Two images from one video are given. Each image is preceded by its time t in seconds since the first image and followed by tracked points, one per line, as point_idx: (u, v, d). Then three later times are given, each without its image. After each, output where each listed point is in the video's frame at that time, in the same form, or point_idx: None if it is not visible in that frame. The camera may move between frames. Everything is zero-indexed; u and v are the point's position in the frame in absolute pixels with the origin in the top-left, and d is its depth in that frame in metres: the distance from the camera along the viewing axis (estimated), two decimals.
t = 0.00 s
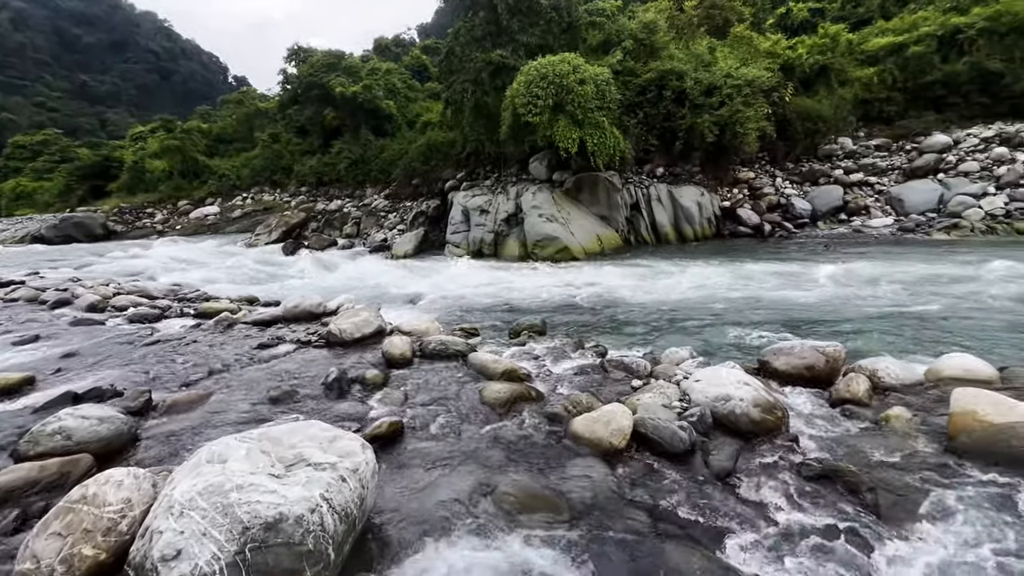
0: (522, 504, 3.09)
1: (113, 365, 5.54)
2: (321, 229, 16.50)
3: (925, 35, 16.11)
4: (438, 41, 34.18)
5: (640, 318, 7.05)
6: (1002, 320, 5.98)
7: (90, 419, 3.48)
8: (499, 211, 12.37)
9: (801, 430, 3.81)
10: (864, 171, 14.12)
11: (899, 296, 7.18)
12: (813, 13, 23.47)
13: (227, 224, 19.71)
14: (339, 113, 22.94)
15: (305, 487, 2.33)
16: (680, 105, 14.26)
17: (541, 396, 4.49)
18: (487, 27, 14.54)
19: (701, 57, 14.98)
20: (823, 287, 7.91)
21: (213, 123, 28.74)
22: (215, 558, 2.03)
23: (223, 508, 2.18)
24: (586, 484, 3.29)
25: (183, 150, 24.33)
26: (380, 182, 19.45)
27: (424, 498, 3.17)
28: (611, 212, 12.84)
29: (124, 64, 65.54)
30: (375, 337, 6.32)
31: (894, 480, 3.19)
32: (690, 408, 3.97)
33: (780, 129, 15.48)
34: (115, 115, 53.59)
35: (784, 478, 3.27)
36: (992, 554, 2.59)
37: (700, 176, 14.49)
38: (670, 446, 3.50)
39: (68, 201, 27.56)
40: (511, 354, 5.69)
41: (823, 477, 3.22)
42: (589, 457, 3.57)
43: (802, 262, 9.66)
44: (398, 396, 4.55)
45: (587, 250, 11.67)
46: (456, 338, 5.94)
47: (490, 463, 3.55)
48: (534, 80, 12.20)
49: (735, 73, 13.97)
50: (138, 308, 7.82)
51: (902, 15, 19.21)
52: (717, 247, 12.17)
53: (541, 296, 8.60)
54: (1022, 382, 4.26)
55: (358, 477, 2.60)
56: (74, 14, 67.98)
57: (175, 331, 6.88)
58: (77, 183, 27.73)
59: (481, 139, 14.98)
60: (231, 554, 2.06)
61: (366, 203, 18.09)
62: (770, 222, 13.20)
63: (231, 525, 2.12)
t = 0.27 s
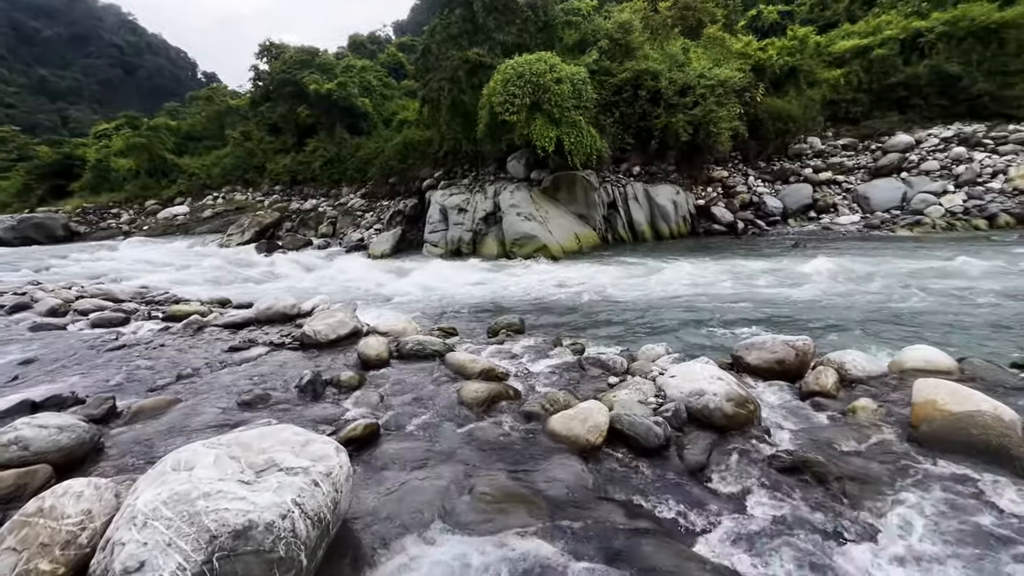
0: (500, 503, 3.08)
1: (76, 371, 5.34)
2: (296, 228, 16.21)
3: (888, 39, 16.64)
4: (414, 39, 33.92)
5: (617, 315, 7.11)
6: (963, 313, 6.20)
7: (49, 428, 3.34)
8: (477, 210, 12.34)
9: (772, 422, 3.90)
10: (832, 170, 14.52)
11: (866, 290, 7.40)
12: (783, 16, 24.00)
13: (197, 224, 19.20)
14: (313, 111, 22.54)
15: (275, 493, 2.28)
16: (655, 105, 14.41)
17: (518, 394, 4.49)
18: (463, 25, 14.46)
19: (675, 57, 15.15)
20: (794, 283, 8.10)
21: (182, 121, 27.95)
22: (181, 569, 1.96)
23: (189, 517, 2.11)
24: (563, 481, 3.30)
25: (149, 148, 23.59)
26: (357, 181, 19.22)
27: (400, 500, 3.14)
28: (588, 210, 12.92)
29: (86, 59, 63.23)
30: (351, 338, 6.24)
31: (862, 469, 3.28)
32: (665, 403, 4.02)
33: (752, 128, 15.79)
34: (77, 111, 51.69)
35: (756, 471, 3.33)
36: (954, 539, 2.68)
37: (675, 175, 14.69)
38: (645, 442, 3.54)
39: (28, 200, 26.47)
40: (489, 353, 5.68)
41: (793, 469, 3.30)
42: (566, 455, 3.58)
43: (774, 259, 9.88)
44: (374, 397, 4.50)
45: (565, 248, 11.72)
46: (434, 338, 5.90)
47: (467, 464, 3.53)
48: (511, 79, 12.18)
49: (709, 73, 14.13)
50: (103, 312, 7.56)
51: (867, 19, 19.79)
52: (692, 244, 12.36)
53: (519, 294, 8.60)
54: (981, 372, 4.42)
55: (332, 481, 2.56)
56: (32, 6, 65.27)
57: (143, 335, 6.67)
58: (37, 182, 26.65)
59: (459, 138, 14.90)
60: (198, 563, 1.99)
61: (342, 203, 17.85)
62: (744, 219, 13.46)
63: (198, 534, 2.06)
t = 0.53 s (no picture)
0: (474, 504, 3.08)
1: (33, 380, 5.12)
2: (268, 229, 15.87)
3: (853, 42, 17.15)
4: (388, 37, 33.54)
5: (594, 314, 7.15)
6: (924, 307, 6.43)
7: (2, 441, 3.20)
8: (454, 210, 12.26)
9: (743, 418, 3.97)
10: (801, 170, 14.90)
11: (833, 287, 7.61)
12: (753, 19, 24.49)
13: (164, 225, 18.63)
14: (285, 109, 22.09)
15: (242, 501, 2.23)
16: (630, 105, 14.52)
17: (494, 395, 4.48)
18: (438, 23, 14.36)
19: (649, 58, 15.30)
20: (764, 280, 8.28)
21: (147, 118, 27.07)
22: None
23: (150, 529, 2.04)
24: (538, 480, 3.31)
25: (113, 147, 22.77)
26: (331, 181, 18.94)
27: (373, 505, 3.10)
28: (565, 209, 12.97)
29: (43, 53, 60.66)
30: (325, 341, 6.13)
31: (827, 461, 3.37)
32: (640, 401, 4.05)
33: (724, 128, 16.08)
34: (35, 107, 49.58)
35: (727, 465, 3.39)
36: (914, 526, 2.78)
37: (649, 175, 14.87)
38: (619, 439, 3.57)
39: None
40: (465, 354, 5.65)
41: (762, 462, 3.37)
42: (541, 454, 3.59)
43: (746, 257, 10.08)
44: (348, 401, 4.44)
45: (542, 247, 11.74)
46: (409, 339, 5.84)
47: (441, 466, 3.51)
48: (486, 78, 12.15)
49: (683, 74, 14.35)
50: (63, 317, 7.28)
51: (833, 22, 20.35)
52: (667, 243, 12.52)
53: (497, 294, 8.59)
54: (940, 364, 4.59)
55: (302, 488, 2.51)
56: None
57: (105, 341, 6.44)
58: None
59: (435, 137, 14.80)
60: None
61: (316, 202, 17.55)
62: (717, 218, 13.70)
63: (159, 547, 1.99)
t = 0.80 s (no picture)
0: (448, 506, 3.05)
1: None
2: (239, 230, 15.50)
3: (819, 46, 17.62)
4: (362, 34, 33.09)
5: (571, 313, 7.18)
6: (888, 303, 6.65)
7: None
8: (430, 209, 12.17)
9: (715, 413, 4.04)
10: (770, 169, 15.26)
11: (801, 284, 7.81)
12: (724, 21, 24.94)
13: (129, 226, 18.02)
14: (255, 106, 21.57)
15: (204, 511, 2.16)
16: (605, 105, 14.63)
17: (470, 395, 4.45)
18: (413, 21, 14.22)
19: (623, 59, 15.45)
20: (735, 278, 8.45)
21: (109, 115, 26.13)
22: None
23: (105, 544, 1.96)
24: (513, 481, 3.31)
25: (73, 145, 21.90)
26: (305, 180, 18.63)
27: (345, 510, 3.05)
28: (542, 209, 13.00)
29: None
30: (297, 343, 6.01)
31: (795, 454, 3.45)
32: (614, 399, 4.08)
33: (697, 129, 16.34)
34: None
35: (699, 461, 3.44)
36: (876, 515, 2.86)
37: (625, 174, 15.02)
38: (593, 437, 3.59)
39: None
40: (441, 355, 5.61)
41: (732, 457, 3.43)
42: (516, 454, 3.59)
43: (719, 255, 10.27)
44: (320, 405, 4.36)
45: (519, 247, 11.74)
46: (383, 341, 5.76)
47: (415, 468, 3.48)
48: (462, 77, 12.09)
49: (656, 75, 14.54)
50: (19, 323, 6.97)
51: (800, 26, 20.89)
52: (643, 241, 12.65)
53: (474, 294, 8.56)
54: (901, 358, 4.75)
55: (269, 495, 2.46)
56: None
57: (65, 347, 6.19)
58: None
59: (410, 136, 14.67)
60: None
61: (288, 202, 17.21)
62: (690, 217, 13.91)
63: (115, 562, 1.92)
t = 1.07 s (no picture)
0: (422, 510, 3.02)
1: None
2: (208, 231, 15.10)
3: (786, 49, 18.06)
4: (335, 32, 32.58)
5: (547, 312, 7.21)
6: (854, 299, 6.85)
7: None
8: (406, 210, 12.06)
9: (686, 409, 4.10)
10: (741, 170, 15.59)
11: (771, 281, 8.00)
12: (696, 24, 25.34)
13: (90, 227, 17.36)
14: (224, 104, 20.96)
15: (164, 524, 2.09)
16: (580, 105, 14.72)
17: (445, 397, 4.42)
18: (387, 19, 14.05)
19: (597, 60, 15.57)
20: (708, 276, 8.60)
21: (68, 112, 25.12)
22: None
23: (56, 561, 1.87)
24: (487, 481, 3.29)
25: (29, 143, 20.97)
26: (277, 180, 18.27)
27: (316, 517, 2.99)
28: (518, 209, 13.00)
29: None
30: (267, 347, 5.87)
31: (764, 448, 3.52)
32: (588, 397, 4.11)
33: (670, 130, 16.57)
34: None
35: (671, 456, 3.49)
36: (842, 506, 2.94)
37: (600, 174, 15.13)
38: (568, 436, 3.60)
39: None
40: (416, 356, 5.56)
41: (703, 452, 3.49)
42: (491, 454, 3.58)
43: (692, 253, 10.44)
44: (291, 409, 4.27)
45: (496, 246, 11.71)
46: (357, 343, 5.68)
47: (388, 472, 3.43)
48: (436, 76, 12.01)
49: (629, 76, 14.70)
50: None
51: (768, 30, 21.39)
52: (618, 241, 12.77)
53: (451, 295, 8.51)
54: (864, 352, 4.90)
55: (234, 504, 2.39)
56: None
57: (20, 355, 5.92)
58: None
59: (385, 135, 14.52)
60: None
61: (260, 203, 16.83)
62: (665, 216, 14.10)
63: None
